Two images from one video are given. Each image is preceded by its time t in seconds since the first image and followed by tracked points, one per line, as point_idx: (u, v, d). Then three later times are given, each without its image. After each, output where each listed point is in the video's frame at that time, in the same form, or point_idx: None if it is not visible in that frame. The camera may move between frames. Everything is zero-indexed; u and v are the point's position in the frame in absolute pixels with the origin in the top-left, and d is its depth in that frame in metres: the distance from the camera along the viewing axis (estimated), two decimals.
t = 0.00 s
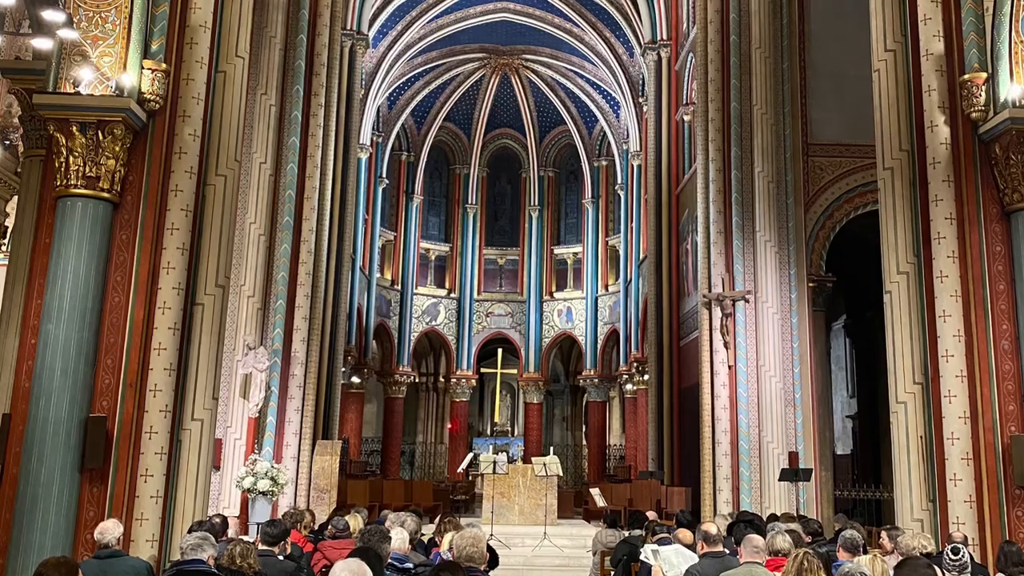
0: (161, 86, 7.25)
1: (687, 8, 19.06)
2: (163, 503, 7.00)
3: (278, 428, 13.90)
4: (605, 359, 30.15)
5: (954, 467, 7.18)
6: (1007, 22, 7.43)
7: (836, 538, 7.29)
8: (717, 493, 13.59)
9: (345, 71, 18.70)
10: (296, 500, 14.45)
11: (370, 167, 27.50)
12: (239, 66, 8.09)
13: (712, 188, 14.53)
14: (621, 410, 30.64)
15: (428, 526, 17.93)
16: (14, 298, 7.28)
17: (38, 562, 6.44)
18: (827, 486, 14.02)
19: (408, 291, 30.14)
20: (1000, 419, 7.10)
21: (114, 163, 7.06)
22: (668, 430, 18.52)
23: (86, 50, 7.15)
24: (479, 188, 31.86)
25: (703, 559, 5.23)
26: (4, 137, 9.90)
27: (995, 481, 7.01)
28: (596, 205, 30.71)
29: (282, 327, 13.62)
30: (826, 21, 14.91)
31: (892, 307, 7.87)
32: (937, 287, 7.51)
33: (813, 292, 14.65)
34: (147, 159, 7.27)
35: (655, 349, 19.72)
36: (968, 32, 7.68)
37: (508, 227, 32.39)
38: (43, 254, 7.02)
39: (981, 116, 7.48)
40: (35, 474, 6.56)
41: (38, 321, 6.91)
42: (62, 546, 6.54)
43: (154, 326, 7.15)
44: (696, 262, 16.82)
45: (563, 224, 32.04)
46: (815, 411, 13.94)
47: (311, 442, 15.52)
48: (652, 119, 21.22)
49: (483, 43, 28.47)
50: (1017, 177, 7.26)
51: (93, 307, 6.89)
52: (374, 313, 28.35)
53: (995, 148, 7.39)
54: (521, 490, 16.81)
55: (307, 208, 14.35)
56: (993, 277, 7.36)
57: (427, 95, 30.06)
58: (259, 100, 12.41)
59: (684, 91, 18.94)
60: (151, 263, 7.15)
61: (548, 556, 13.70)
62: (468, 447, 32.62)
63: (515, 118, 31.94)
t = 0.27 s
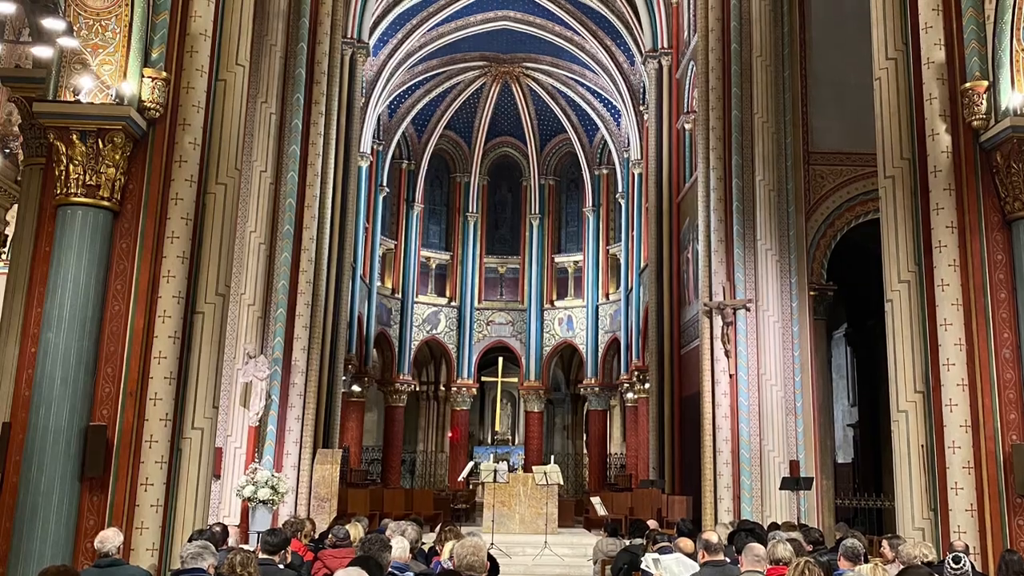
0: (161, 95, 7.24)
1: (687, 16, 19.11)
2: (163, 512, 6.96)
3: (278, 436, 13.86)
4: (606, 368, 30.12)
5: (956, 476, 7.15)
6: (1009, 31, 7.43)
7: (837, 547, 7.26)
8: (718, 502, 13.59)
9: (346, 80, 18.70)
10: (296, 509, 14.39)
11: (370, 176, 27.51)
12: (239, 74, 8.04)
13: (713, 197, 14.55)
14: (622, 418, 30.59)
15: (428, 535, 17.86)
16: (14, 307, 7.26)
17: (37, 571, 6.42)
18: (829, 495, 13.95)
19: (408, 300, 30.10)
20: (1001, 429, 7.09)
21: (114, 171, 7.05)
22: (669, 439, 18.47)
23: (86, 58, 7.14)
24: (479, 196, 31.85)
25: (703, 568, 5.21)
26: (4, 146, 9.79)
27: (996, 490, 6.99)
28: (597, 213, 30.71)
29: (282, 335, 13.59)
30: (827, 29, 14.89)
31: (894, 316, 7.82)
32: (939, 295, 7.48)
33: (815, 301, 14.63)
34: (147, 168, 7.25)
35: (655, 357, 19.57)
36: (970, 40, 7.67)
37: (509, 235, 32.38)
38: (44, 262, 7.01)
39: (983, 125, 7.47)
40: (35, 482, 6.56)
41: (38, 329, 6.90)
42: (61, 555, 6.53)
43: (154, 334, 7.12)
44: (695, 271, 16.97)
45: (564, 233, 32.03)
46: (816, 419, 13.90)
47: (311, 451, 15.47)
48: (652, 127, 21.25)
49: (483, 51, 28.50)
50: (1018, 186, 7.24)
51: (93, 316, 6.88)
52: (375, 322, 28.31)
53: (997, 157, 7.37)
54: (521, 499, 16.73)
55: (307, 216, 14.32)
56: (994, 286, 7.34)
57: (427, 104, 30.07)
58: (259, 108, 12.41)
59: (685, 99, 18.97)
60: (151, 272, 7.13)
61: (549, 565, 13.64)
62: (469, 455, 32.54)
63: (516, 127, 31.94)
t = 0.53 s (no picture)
0: (162, 103, 7.23)
1: (688, 24, 19.08)
2: (164, 520, 6.93)
3: (278, 445, 13.83)
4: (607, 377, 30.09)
5: (957, 484, 7.11)
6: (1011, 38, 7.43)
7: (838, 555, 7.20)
8: (719, 511, 13.59)
9: (346, 88, 18.72)
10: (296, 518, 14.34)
11: (371, 184, 27.51)
12: (239, 83, 8.03)
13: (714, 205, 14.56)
14: (623, 427, 30.53)
15: (429, 545, 17.79)
16: (14, 315, 7.21)
17: None
18: (830, 504, 13.91)
19: (409, 308, 30.07)
20: (1002, 437, 7.07)
21: (114, 179, 7.04)
22: (670, 448, 18.42)
23: (86, 66, 7.13)
24: (480, 204, 31.83)
25: None
26: (4, 154, 9.77)
27: (998, 499, 6.96)
28: (597, 222, 30.72)
29: (283, 344, 13.55)
30: (827, 38, 14.90)
31: (895, 323, 7.78)
32: (940, 304, 7.45)
33: (817, 309, 14.53)
34: (147, 176, 7.23)
35: (655, 366, 19.44)
36: (971, 48, 7.65)
37: (509, 243, 32.39)
38: (43, 271, 6.99)
39: (984, 133, 7.46)
40: (35, 491, 6.53)
41: (37, 338, 6.88)
42: (61, 565, 6.49)
43: (154, 343, 7.09)
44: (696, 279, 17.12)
45: (565, 241, 32.03)
46: (818, 428, 13.85)
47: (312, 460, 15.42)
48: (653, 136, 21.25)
49: (484, 59, 28.52)
50: (1019, 194, 7.24)
51: (93, 325, 6.86)
52: (375, 331, 28.22)
53: (998, 165, 7.37)
54: (522, 508, 16.65)
55: (308, 225, 14.30)
56: (996, 295, 7.32)
57: (428, 112, 30.08)
58: (259, 116, 12.40)
59: (686, 108, 18.99)
60: (151, 281, 7.11)
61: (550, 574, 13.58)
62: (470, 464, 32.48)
63: (517, 135, 31.95)
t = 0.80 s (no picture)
0: (162, 111, 7.21)
1: (689, 32, 19.04)
2: (164, 530, 6.89)
3: (279, 453, 13.78)
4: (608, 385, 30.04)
5: (958, 493, 7.10)
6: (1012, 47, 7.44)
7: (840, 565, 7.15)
8: (720, 519, 13.53)
9: (347, 96, 18.71)
10: (296, 526, 14.29)
11: (371, 192, 27.48)
12: (240, 91, 7.99)
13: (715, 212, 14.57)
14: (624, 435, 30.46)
15: (430, 554, 17.73)
16: (14, 324, 7.23)
17: None
18: (832, 513, 13.87)
19: (410, 317, 30.04)
20: (1004, 446, 7.06)
21: (114, 188, 7.02)
22: (671, 457, 18.37)
23: (86, 74, 7.13)
24: (480, 213, 31.82)
25: None
26: (4, 162, 9.92)
27: (999, 508, 6.97)
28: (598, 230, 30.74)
29: (283, 352, 13.50)
30: (828, 45, 14.91)
31: (896, 333, 7.72)
32: (942, 313, 7.43)
33: (817, 317, 14.60)
34: (147, 185, 7.22)
35: (656, 374, 19.39)
36: (972, 57, 7.64)
37: (510, 252, 32.38)
38: (43, 279, 6.97)
39: (985, 141, 7.44)
40: (35, 500, 6.50)
41: (37, 347, 6.86)
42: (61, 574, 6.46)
43: (154, 352, 7.06)
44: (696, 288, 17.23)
45: (565, 249, 32.02)
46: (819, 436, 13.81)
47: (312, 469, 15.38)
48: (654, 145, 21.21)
49: (485, 68, 28.54)
50: (1020, 203, 7.23)
51: (93, 334, 6.84)
52: (376, 339, 28.17)
53: (999, 173, 7.35)
54: (523, 517, 16.57)
55: (308, 233, 14.30)
56: (997, 303, 7.30)
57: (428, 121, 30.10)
58: (259, 124, 12.41)
59: (687, 116, 18.98)
60: (151, 291, 7.09)
61: None
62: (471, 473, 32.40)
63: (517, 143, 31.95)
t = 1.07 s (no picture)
0: (162, 119, 7.19)
1: (690, 40, 19.03)
2: (164, 538, 6.85)
3: (279, 462, 13.74)
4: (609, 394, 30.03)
5: (959, 502, 7.07)
6: (1013, 56, 7.46)
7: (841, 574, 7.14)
8: (721, 528, 13.52)
9: (347, 104, 18.69)
10: (296, 535, 14.23)
11: (372, 201, 27.49)
12: (240, 98, 7.94)
13: (716, 221, 14.58)
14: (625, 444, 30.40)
15: (430, 563, 17.65)
16: (14, 332, 7.21)
17: None
18: (833, 522, 13.81)
19: (410, 325, 30.02)
20: (1006, 454, 7.03)
21: (114, 197, 7.01)
22: (672, 465, 18.33)
23: (86, 82, 7.13)
24: (481, 221, 31.83)
25: None
26: (4, 171, 9.82)
27: (1000, 516, 6.92)
28: (599, 239, 30.77)
29: (284, 361, 13.46)
30: (829, 54, 14.83)
31: (897, 341, 7.70)
32: (942, 321, 7.40)
33: (819, 325, 14.53)
34: (147, 193, 7.20)
35: (657, 383, 19.38)
36: (973, 65, 7.63)
37: (511, 260, 32.36)
38: (43, 288, 6.97)
39: (986, 150, 7.42)
40: (35, 509, 6.50)
41: (38, 355, 6.87)
42: None
43: (154, 361, 7.02)
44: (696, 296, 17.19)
45: (566, 258, 32.03)
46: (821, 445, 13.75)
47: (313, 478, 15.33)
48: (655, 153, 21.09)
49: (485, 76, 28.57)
50: (1022, 212, 7.22)
51: (93, 342, 6.83)
52: (376, 348, 28.12)
53: (1000, 182, 7.33)
54: (524, 526, 16.49)
55: (309, 242, 14.30)
56: (998, 312, 7.27)
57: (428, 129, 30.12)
58: (260, 132, 12.42)
59: (688, 124, 18.96)
60: (151, 299, 7.06)
61: None
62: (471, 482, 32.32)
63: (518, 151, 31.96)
